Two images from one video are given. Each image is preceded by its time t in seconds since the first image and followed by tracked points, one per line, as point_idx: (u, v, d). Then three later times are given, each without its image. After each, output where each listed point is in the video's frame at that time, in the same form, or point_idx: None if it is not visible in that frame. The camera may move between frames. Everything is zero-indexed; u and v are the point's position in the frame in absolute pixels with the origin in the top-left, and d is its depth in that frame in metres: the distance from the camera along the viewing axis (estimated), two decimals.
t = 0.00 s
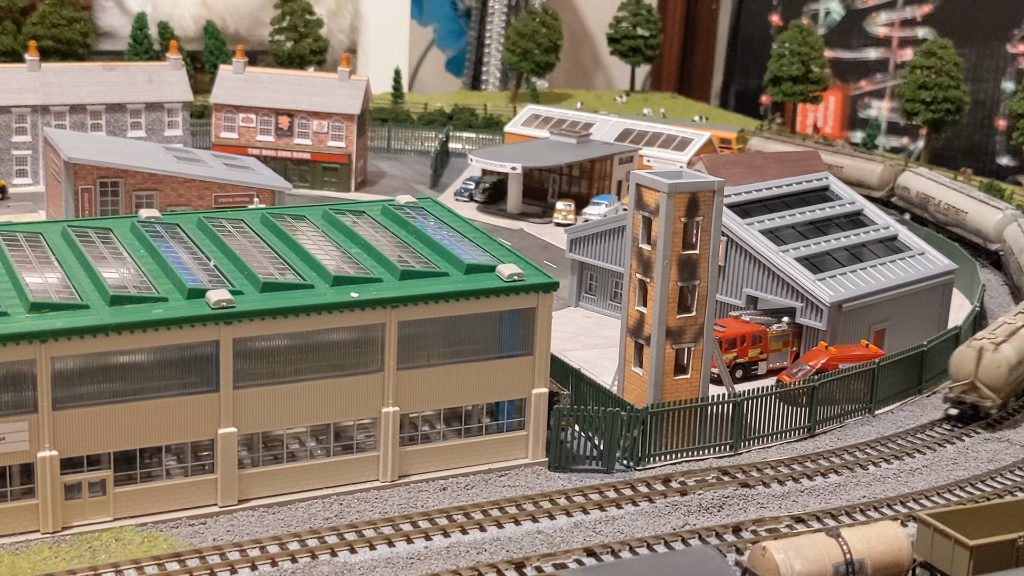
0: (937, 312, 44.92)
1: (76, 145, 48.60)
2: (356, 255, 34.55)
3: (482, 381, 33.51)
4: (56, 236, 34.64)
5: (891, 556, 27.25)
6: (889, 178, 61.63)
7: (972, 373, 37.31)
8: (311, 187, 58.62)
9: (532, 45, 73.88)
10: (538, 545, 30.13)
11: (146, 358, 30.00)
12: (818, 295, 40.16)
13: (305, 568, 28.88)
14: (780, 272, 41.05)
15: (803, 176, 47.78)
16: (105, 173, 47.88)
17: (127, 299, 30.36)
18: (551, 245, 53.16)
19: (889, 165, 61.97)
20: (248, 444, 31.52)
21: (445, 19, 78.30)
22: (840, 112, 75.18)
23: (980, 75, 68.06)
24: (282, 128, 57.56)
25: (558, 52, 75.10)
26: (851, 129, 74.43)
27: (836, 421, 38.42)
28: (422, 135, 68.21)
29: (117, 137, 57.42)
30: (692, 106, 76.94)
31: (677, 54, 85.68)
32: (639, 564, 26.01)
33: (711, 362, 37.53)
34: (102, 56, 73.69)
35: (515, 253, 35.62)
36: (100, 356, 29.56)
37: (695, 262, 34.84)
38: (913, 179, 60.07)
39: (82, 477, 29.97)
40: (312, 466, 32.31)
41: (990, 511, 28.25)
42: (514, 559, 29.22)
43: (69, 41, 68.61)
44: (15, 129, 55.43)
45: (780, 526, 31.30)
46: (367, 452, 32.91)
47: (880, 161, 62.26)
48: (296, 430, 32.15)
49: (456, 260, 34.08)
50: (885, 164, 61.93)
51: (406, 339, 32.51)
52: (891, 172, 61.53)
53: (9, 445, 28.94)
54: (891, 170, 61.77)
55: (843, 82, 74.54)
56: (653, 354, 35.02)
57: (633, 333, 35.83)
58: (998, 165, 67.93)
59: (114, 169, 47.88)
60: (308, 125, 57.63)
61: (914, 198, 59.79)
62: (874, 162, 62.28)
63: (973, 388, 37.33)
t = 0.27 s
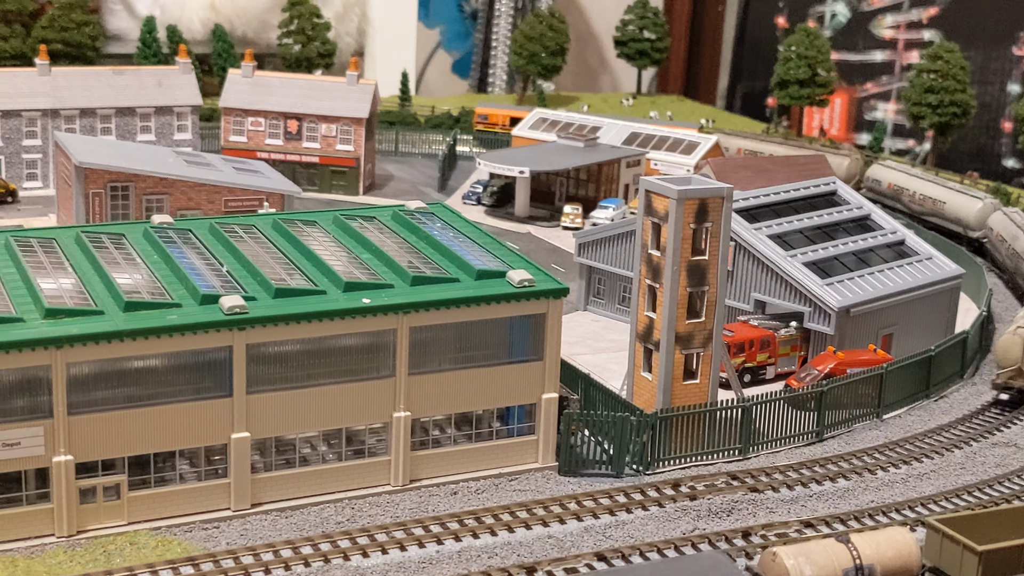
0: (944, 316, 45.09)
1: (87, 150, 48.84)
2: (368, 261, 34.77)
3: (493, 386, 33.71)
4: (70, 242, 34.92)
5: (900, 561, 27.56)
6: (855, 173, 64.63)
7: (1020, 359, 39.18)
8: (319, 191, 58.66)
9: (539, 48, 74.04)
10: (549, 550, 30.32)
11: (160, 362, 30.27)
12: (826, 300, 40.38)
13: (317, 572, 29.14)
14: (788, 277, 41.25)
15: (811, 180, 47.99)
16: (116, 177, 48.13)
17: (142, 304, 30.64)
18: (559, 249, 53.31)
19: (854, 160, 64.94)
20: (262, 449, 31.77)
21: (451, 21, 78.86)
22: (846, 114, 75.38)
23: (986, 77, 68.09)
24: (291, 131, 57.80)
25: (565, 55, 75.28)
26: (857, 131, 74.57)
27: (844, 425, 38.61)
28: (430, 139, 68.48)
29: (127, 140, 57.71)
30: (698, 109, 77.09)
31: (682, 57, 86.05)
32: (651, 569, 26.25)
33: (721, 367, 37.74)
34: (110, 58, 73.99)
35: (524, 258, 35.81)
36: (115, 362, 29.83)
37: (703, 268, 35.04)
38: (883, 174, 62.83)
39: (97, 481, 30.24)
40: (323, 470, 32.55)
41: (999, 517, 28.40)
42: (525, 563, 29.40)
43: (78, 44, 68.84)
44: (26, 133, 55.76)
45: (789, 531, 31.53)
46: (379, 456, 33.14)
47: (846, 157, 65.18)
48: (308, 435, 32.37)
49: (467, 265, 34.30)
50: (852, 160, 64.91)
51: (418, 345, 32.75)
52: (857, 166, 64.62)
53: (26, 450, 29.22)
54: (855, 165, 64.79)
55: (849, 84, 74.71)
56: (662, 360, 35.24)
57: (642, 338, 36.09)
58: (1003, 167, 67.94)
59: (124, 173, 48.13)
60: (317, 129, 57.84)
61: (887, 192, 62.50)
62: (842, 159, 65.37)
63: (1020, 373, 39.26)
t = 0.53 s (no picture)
0: (953, 317, 45.32)
1: (99, 151, 49.15)
2: (382, 262, 35.02)
3: (507, 386, 33.96)
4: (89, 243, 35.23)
5: (915, 560, 28.17)
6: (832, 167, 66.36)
7: None
8: (329, 192, 58.91)
9: (546, 48, 74.22)
10: (564, 550, 30.59)
11: (178, 362, 30.57)
12: (836, 300, 40.61)
13: (334, 571, 29.42)
14: (798, 277, 41.48)
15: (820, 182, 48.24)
16: (128, 179, 48.52)
17: (160, 305, 30.94)
18: (568, 250, 53.51)
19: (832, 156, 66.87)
20: (279, 449, 32.04)
21: (457, 20, 78.98)
22: (851, 115, 75.51)
23: (992, 77, 68.21)
24: (302, 132, 58.00)
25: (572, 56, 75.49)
26: (863, 132, 74.57)
27: (855, 426, 38.86)
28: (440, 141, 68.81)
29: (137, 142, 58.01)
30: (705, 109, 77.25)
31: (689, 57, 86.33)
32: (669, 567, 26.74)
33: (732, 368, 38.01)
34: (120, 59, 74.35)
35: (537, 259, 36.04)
36: (133, 362, 30.13)
37: (716, 269, 35.29)
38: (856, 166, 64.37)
39: (116, 481, 30.53)
40: (338, 470, 32.81)
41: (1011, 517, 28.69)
42: (540, 562, 29.67)
43: (88, 45, 69.12)
44: (38, 135, 56.13)
45: (801, 530, 31.83)
46: (394, 456, 33.40)
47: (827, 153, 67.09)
48: (323, 435, 32.63)
49: (480, 267, 34.55)
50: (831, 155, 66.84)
51: (433, 346, 33.02)
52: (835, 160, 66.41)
53: (47, 450, 29.53)
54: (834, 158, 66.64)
55: (854, 83, 75.05)
56: (674, 361, 35.49)
57: (654, 339, 36.35)
58: (1009, 166, 68.06)
59: (137, 174, 48.52)
60: (327, 130, 58.08)
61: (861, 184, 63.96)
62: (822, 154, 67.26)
63: None
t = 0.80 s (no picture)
0: (966, 321, 45.58)
1: (117, 157, 49.59)
2: (400, 271, 35.41)
3: (524, 394, 34.35)
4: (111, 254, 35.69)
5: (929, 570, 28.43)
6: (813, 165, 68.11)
7: None
8: (343, 196, 59.21)
9: (559, 51, 74.48)
10: (582, 557, 31.00)
11: (200, 372, 30.99)
12: (849, 307, 40.90)
13: None
14: (811, 283, 41.79)
15: (833, 187, 48.48)
16: (146, 185, 49.00)
17: (183, 316, 31.37)
18: (581, 254, 53.81)
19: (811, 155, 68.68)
20: (300, 457, 32.48)
21: (468, 21, 79.48)
22: (863, 113, 75.79)
23: (1003, 78, 68.30)
24: (316, 137, 58.56)
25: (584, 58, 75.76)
26: (874, 131, 75.01)
27: (868, 432, 39.19)
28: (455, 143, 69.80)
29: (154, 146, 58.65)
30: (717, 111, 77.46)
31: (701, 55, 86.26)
32: None
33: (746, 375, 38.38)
34: (135, 62, 74.97)
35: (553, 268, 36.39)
36: (156, 372, 30.56)
37: (730, 278, 35.62)
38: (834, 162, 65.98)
39: (140, 489, 30.99)
40: (358, 478, 33.25)
41: None
42: (558, 570, 30.09)
43: (104, 49, 69.65)
44: (56, 139, 57.01)
45: (815, 538, 32.23)
46: (413, 463, 33.82)
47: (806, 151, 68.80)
48: (343, 442, 33.06)
49: (497, 276, 34.92)
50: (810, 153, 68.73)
51: (451, 355, 33.42)
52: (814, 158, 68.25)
53: (72, 459, 30.00)
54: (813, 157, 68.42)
55: (865, 83, 75.09)
56: (689, 369, 35.86)
57: (669, 347, 36.72)
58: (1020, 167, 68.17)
59: (154, 180, 48.97)
60: (342, 134, 58.51)
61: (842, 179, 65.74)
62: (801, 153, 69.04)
63: None
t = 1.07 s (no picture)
0: (1001, 321, 45.87)
1: (161, 159, 50.47)
2: (443, 275, 36.10)
3: (566, 396, 35.01)
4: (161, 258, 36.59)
5: (965, 572, 28.85)
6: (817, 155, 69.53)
7: None
8: (381, 195, 60.02)
9: (592, 48, 74.87)
10: (624, 557, 31.65)
11: (250, 375, 31.81)
12: (885, 307, 41.30)
13: None
14: (846, 284, 42.22)
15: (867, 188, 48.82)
16: (189, 186, 49.86)
17: (234, 321, 32.18)
18: (617, 253, 54.27)
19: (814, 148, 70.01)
20: (347, 457, 33.28)
21: (499, 17, 81.13)
22: (895, 107, 75.85)
23: None
24: (353, 137, 59.33)
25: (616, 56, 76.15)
26: (906, 124, 75.12)
27: (904, 432, 39.62)
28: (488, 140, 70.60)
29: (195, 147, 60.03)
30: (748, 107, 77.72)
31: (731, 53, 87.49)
32: None
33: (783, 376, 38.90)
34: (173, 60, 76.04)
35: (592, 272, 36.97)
36: (208, 375, 31.39)
37: (768, 281, 36.12)
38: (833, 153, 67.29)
39: (193, 489, 31.88)
40: (403, 478, 34.03)
41: None
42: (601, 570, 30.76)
43: (144, 49, 70.62)
44: (98, 140, 58.22)
45: (853, 538, 32.79)
46: (457, 464, 34.57)
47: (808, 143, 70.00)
48: (388, 443, 33.83)
49: (539, 280, 35.55)
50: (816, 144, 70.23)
51: (494, 358, 34.10)
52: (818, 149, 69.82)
53: (128, 460, 30.90)
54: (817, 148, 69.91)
55: (898, 77, 75.06)
56: (727, 371, 36.43)
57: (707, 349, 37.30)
58: None
59: (197, 181, 49.80)
60: (379, 134, 59.23)
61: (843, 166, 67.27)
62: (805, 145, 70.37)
63: None
